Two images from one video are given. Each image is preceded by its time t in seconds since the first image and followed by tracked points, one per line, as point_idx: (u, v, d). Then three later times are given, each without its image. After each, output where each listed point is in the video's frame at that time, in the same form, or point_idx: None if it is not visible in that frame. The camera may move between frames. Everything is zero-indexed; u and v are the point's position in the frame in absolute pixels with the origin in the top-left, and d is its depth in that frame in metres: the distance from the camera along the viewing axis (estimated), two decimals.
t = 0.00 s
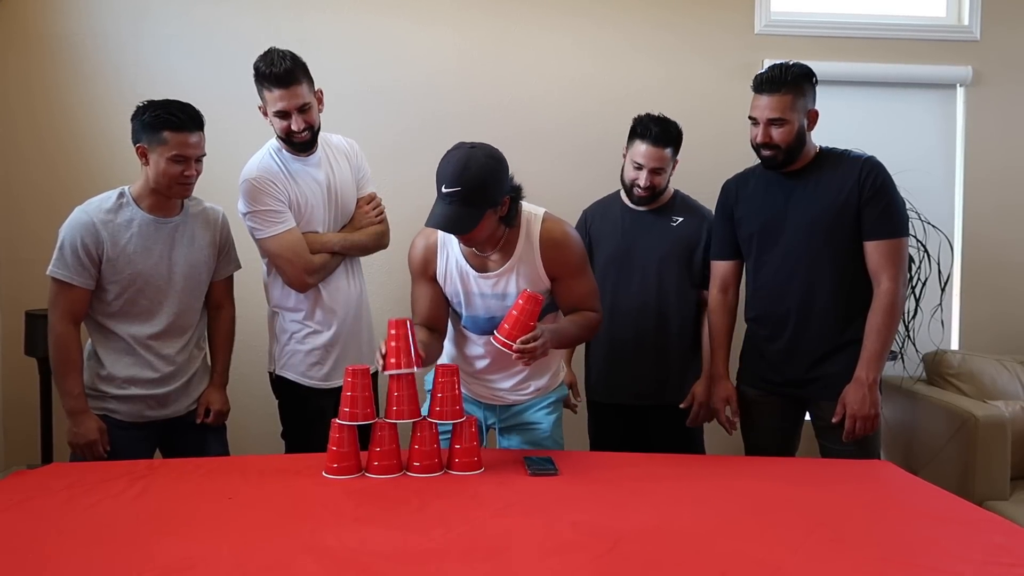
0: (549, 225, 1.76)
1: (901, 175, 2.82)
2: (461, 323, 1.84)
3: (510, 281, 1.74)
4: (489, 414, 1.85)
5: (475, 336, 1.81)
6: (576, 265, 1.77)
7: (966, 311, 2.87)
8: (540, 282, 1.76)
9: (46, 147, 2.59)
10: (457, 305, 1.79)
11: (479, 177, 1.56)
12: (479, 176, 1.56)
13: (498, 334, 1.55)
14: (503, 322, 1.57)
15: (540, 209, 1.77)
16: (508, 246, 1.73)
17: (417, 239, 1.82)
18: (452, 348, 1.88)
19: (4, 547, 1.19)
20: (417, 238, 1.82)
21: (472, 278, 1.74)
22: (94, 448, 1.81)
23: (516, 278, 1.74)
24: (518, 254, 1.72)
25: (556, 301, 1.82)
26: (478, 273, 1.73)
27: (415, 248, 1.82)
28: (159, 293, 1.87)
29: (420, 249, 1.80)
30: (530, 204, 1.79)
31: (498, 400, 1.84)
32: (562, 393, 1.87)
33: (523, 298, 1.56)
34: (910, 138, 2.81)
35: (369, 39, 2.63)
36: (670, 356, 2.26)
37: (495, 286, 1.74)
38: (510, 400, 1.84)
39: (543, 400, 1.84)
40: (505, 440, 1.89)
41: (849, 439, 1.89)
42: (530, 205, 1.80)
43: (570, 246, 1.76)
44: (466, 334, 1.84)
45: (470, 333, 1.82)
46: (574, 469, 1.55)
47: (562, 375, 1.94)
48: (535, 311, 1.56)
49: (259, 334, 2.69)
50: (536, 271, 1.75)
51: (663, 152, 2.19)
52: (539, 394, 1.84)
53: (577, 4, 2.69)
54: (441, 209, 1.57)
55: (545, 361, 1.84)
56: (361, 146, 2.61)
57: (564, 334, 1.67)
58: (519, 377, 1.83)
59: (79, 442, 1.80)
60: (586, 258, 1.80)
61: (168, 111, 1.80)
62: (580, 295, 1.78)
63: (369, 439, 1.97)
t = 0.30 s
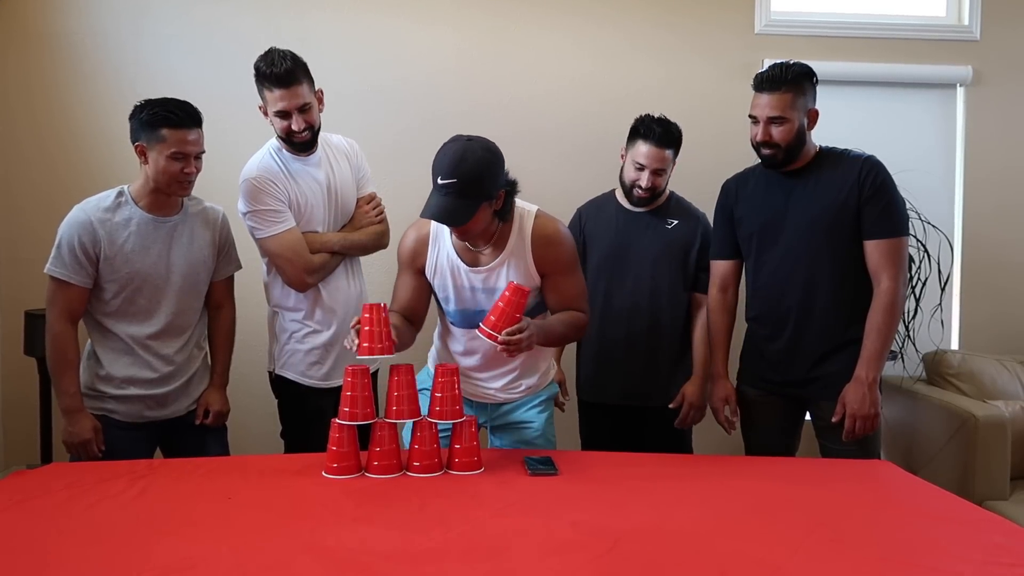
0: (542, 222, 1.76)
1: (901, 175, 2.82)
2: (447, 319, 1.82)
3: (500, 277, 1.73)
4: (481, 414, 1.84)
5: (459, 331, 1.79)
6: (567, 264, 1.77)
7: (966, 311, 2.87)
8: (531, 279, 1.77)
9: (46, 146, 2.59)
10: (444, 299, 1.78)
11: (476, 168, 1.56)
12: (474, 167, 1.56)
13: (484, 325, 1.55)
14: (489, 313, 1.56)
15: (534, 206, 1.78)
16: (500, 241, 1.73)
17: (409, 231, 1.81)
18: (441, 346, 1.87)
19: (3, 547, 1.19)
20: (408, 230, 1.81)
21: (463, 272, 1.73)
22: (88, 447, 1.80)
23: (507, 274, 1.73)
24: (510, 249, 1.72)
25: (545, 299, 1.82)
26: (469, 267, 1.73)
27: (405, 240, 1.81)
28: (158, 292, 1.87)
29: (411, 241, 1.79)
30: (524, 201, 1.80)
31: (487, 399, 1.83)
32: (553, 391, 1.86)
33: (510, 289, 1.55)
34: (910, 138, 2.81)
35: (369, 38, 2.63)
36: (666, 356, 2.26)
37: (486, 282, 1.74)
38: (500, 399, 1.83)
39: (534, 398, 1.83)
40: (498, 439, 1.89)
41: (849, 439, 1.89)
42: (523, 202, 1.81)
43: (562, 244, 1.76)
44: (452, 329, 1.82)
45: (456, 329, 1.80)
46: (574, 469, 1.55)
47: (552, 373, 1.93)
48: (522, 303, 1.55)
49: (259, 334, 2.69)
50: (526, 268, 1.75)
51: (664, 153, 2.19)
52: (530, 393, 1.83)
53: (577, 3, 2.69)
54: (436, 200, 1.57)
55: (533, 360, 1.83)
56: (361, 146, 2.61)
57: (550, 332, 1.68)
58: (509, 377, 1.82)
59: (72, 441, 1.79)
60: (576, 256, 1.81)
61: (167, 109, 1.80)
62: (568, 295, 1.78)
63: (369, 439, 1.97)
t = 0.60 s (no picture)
0: (527, 218, 1.76)
1: (901, 175, 2.82)
2: (435, 318, 1.82)
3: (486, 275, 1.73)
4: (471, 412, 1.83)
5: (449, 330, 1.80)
6: (552, 261, 1.76)
7: (966, 310, 2.87)
8: (517, 275, 1.76)
9: (46, 146, 2.59)
10: (432, 298, 1.78)
11: (461, 166, 1.56)
12: (459, 165, 1.55)
13: (467, 322, 1.55)
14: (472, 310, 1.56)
15: (519, 203, 1.78)
16: (486, 238, 1.73)
17: (394, 231, 1.81)
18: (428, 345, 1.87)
19: (4, 546, 1.19)
20: (394, 230, 1.81)
21: (450, 271, 1.73)
22: (94, 446, 1.80)
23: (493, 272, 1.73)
24: (495, 247, 1.72)
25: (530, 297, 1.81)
26: (456, 266, 1.73)
27: (392, 240, 1.81)
28: (159, 292, 1.87)
29: (396, 242, 1.79)
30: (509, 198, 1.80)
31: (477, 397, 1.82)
32: (542, 388, 1.86)
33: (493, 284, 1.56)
34: (910, 138, 2.82)
35: (370, 38, 2.63)
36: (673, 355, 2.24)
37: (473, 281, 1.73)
38: (490, 398, 1.82)
39: (526, 396, 1.83)
40: (487, 438, 1.87)
41: (849, 439, 1.89)
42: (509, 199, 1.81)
43: (546, 241, 1.76)
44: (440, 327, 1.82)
45: (445, 328, 1.80)
46: (574, 468, 1.55)
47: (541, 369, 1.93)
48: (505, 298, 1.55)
49: (259, 334, 2.69)
50: (513, 264, 1.74)
51: (677, 155, 2.17)
52: (519, 391, 1.83)
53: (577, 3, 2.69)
54: (423, 201, 1.57)
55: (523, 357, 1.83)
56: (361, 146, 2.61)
57: (535, 329, 1.67)
58: (498, 376, 1.81)
59: (79, 440, 1.79)
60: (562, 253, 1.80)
61: (168, 108, 1.80)
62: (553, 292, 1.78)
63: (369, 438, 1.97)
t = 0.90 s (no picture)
0: (526, 212, 1.75)
1: (902, 175, 2.82)
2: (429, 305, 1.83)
3: (483, 265, 1.75)
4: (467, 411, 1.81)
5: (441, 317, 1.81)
6: (552, 254, 1.76)
7: (966, 310, 2.87)
8: (515, 268, 1.76)
9: (46, 146, 2.59)
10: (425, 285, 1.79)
11: (466, 158, 1.57)
12: (465, 158, 1.57)
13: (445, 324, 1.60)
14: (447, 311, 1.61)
15: (517, 197, 1.76)
16: (486, 230, 1.73)
17: (395, 216, 1.82)
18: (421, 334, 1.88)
19: (3, 546, 1.18)
20: (394, 215, 1.82)
21: (447, 259, 1.74)
22: (81, 449, 1.80)
23: (489, 263, 1.74)
24: (494, 239, 1.73)
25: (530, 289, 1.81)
26: (453, 255, 1.74)
27: (392, 225, 1.82)
28: (158, 292, 1.87)
29: (396, 228, 1.80)
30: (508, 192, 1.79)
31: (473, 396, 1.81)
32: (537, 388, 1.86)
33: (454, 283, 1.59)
34: (911, 137, 2.81)
35: (370, 37, 2.62)
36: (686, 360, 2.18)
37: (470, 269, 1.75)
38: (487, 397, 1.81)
39: (524, 394, 1.83)
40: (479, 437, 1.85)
41: (849, 438, 1.90)
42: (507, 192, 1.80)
43: (544, 234, 1.76)
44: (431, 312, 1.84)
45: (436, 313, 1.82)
46: (574, 468, 1.55)
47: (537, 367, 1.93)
48: (467, 292, 1.58)
49: (259, 333, 2.69)
50: (511, 257, 1.74)
51: (689, 159, 2.05)
52: (514, 389, 1.83)
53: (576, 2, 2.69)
54: (432, 195, 1.58)
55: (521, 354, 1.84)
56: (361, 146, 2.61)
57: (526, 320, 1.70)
58: (494, 374, 1.81)
59: (66, 443, 1.79)
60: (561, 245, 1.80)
61: (164, 107, 1.80)
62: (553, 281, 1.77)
63: (368, 438, 1.97)
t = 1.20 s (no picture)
0: (543, 217, 1.77)
1: (902, 175, 2.82)
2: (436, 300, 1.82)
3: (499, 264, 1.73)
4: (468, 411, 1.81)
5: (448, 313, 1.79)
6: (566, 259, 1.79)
7: (966, 310, 2.87)
8: (531, 270, 1.76)
9: (46, 145, 2.59)
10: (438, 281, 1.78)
11: (499, 155, 1.58)
12: (499, 154, 1.58)
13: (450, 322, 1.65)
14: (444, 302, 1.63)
15: (535, 201, 1.78)
16: (503, 230, 1.73)
17: (409, 210, 1.80)
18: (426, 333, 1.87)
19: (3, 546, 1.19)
20: (409, 209, 1.80)
21: (463, 255, 1.73)
22: (99, 446, 1.81)
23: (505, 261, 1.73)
24: (512, 238, 1.72)
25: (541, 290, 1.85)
26: (469, 251, 1.73)
27: (407, 218, 1.80)
28: (161, 292, 1.87)
29: (410, 221, 1.79)
30: (526, 194, 1.80)
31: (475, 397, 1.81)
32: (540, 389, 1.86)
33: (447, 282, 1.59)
34: (911, 137, 2.81)
35: (370, 37, 2.63)
36: (688, 361, 2.17)
37: (484, 267, 1.73)
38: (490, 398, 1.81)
39: (525, 394, 1.83)
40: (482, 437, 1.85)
41: (851, 438, 1.91)
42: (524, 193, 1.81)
43: (559, 239, 1.78)
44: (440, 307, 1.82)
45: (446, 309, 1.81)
46: (574, 467, 1.55)
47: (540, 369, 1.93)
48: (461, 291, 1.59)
49: (260, 333, 2.69)
50: (529, 258, 1.74)
51: (696, 163, 2.03)
52: (516, 389, 1.83)
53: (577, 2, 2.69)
54: (464, 189, 1.58)
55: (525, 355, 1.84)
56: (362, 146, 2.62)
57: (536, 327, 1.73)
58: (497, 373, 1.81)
59: (83, 440, 1.80)
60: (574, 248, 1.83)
61: (168, 107, 1.80)
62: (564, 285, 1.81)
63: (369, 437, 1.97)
